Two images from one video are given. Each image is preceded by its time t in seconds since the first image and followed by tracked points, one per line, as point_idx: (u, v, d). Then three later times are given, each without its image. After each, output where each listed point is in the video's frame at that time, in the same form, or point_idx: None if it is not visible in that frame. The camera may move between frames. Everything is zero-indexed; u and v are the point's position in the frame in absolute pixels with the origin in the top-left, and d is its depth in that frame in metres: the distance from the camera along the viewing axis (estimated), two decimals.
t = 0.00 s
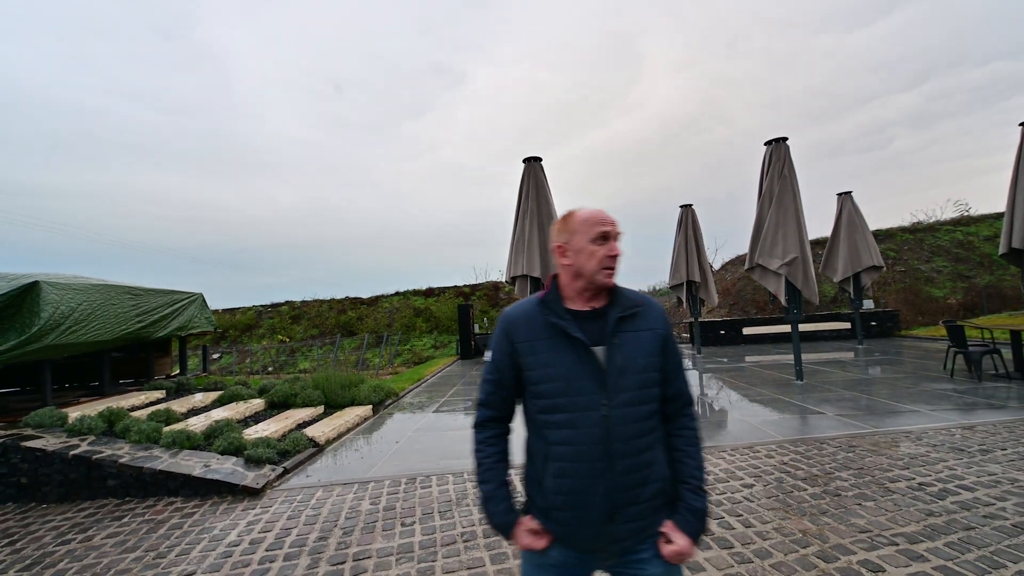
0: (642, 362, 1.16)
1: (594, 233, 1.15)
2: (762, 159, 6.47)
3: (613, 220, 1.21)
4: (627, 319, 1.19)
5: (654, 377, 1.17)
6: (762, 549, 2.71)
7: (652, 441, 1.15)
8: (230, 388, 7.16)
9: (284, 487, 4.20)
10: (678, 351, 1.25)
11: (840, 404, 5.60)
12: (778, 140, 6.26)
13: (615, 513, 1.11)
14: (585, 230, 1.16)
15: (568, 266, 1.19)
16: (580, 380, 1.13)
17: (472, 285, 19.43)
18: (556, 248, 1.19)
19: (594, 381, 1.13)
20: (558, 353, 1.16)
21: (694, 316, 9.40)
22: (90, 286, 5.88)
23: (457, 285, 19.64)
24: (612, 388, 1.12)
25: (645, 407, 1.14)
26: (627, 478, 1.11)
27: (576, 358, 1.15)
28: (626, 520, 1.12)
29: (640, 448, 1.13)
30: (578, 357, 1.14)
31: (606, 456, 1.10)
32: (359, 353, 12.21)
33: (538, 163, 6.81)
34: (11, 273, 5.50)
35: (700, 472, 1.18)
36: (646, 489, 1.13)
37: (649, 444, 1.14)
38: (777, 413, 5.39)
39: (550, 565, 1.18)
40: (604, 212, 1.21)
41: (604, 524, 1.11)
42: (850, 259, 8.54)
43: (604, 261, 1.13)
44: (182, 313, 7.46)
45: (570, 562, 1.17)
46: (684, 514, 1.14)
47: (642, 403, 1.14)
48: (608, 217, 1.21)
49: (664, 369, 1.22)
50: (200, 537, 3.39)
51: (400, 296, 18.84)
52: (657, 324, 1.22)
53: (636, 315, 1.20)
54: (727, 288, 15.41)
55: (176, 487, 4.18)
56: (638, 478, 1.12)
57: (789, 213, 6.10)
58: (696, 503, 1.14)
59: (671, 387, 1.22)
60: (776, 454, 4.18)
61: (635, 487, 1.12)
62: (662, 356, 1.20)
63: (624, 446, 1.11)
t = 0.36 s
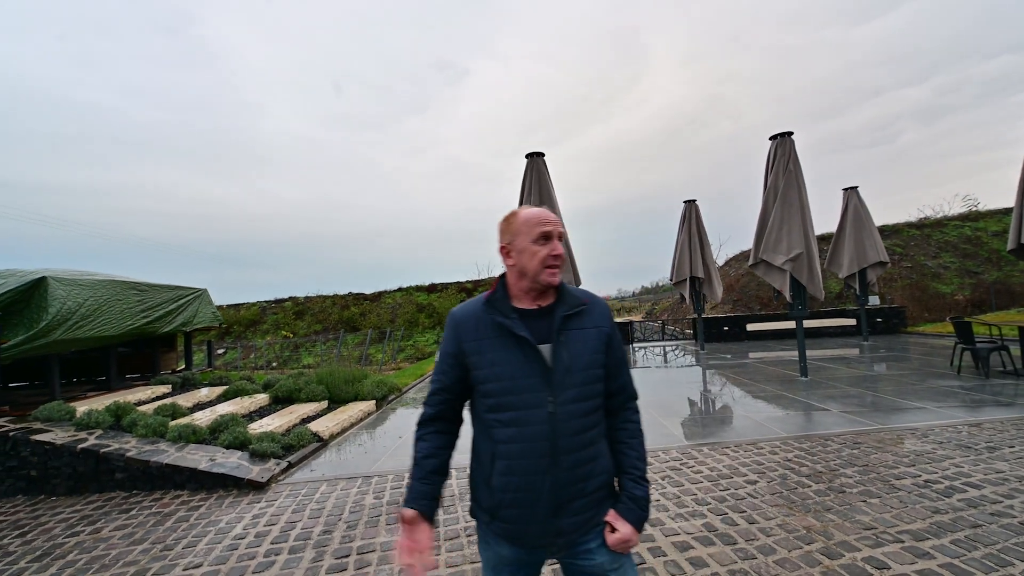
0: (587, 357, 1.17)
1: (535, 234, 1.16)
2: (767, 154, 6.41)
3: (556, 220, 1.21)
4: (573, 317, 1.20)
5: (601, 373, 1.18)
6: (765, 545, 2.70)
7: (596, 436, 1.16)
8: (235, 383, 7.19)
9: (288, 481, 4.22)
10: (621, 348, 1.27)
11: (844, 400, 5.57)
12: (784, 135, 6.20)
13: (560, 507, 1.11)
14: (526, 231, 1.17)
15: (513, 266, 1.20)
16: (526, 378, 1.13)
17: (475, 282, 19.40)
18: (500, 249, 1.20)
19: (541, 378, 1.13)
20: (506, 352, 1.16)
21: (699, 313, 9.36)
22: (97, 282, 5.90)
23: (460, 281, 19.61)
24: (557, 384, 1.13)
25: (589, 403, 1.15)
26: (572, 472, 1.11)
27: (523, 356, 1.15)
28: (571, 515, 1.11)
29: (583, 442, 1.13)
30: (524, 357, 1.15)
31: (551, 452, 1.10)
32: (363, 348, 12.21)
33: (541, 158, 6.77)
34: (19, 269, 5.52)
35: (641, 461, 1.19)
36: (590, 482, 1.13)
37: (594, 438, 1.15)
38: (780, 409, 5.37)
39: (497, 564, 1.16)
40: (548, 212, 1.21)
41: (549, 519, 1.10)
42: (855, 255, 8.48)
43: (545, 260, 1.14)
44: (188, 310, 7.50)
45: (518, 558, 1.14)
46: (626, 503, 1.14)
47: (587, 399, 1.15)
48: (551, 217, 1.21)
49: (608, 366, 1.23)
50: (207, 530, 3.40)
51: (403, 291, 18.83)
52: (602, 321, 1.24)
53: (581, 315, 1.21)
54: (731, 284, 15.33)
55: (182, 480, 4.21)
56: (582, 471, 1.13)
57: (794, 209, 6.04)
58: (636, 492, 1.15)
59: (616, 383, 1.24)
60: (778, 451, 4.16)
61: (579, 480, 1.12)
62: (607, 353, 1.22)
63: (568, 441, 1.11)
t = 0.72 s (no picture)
0: (559, 353, 1.13)
1: (488, 235, 1.14)
2: (773, 149, 6.32)
3: (513, 217, 1.18)
4: (545, 314, 1.16)
5: (574, 369, 1.14)
6: (774, 545, 2.67)
7: (570, 434, 1.11)
8: (241, 380, 7.21)
9: (294, 477, 4.22)
10: (601, 343, 1.21)
11: (853, 399, 5.50)
12: (790, 130, 6.11)
13: (532, 505, 1.08)
14: (482, 233, 1.16)
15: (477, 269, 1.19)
16: (496, 376, 1.12)
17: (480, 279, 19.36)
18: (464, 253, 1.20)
19: (511, 375, 1.12)
20: (477, 351, 1.16)
21: (705, 310, 9.30)
22: (105, 280, 5.91)
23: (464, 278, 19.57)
24: (527, 380, 1.10)
25: (562, 400, 1.11)
26: (542, 470, 1.08)
27: (494, 355, 1.14)
28: (545, 513, 1.08)
29: (555, 440, 1.10)
30: (494, 355, 1.14)
31: (520, 449, 1.08)
32: (367, 346, 12.23)
33: (545, 155, 6.71)
34: (28, 267, 5.53)
35: (624, 462, 1.11)
36: (563, 481, 1.09)
37: (567, 435, 1.11)
38: (787, 407, 5.31)
39: (480, 561, 1.16)
40: (506, 210, 1.18)
41: (520, 516, 1.08)
42: (864, 252, 8.38)
43: (499, 259, 1.12)
44: (195, 307, 7.52)
45: (497, 556, 1.13)
46: (603, 505, 1.07)
47: (559, 397, 1.11)
48: (509, 215, 1.17)
49: (586, 363, 1.19)
50: (214, 525, 3.40)
51: (407, 288, 18.83)
52: (579, 317, 1.20)
53: (553, 312, 1.18)
54: (737, 282, 15.23)
55: (190, 476, 4.21)
56: (554, 468, 1.09)
57: (801, 206, 5.96)
58: (615, 493, 1.07)
59: (595, 380, 1.19)
60: (785, 450, 4.11)
61: (551, 479, 1.09)
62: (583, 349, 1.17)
63: (538, 439, 1.08)
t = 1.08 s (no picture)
0: (554, 364, 1.06)
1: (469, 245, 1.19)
2: (795, 149, 6.17)
3: (489, 227, 1.15)
4: (545, 322, 1.10)
5: (570, 381, 1.05)
6: (804, 556, 2.57)
7: (564, 450, 1.05)
8: (265, 383, 7.35)
9: (316, 480, 4.26)
10: (615, 355, 1.06)
11: (884, 405, 5.30)
12: (814, 129, 5.96)
13: (519, 514, 1.09)
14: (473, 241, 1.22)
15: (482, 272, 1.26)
16: (496, 382, 1.14)
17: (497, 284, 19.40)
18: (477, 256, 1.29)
19: (508, 382, 1.12)
20: (484, 355, 1.19)
21: (726, 314, 9.12)
22: (136, 286, 6.09)
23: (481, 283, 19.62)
24: (521, 389, 1.09)
25: (556, 414, 1.05)
26: (530, 482, 1.06)
27: (497, 360, 1.16)
28: (529, 525, 1.07)
29: (544, 454, 1.05)
30: (497, 359, 1.16)
31: (508, 456, 1.09)
32: (386, 350, 12.35)
33: (561, 159, 6.68)
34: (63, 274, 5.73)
35: (625, 493, 0.97)
36: (551, 498, 1.05)
37: (557, 451, 1.05)
38: (814, 413, 5.15)
39: (492, 555, 1.22)
40: (490, 219, 1.17)
41: (510, 520, 1.10)
42: (894, 253, 8.11)
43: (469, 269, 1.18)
44: (220, 312, 7.70)
45: (502, 554, 1.18)
46: (591, 534, 0.97)
47: (551, 410, 1.05)
48: (489, 224, 1.16)
49: (595, 376, 1.07)
50: (240, 526, 3.46)
51: (425, 293, 18.97)
52: (587, 324, 1.08)
53: (560, 318, 1.10)
54: (759, 284, 14.91)
55: (217, 478, 4.30)
56: (543, 483, 1.05)
57: (825, 206, 5.81)
58: (605, 525, 0.96)
59: (607, 396, 1.06)
60: (814, 458, 3.97)
61: (539, 493, 1.06)
62: (586, 360, 1.06)
63: (525, 449, 1.06)
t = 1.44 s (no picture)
0: (563, 362, 1.04)
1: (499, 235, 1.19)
2: (825, 141, 5.98)
3: (516, 218, 1.13)
4: (563, 313, 1.08)
5: (578, 383, 1.02)
6: (830, 561, 2.50)
7: (567, 454, 1.02)
8: (287, 377, 7.51)
9: (338, 472, 4.33)
10: (630, 360, 0.98)
11: (916, 407, 5.12)
12: (844, 120, 5.76)
13: (519, 508, 1.10)
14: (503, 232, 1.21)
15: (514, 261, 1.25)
16: (511, 371, 1.17)
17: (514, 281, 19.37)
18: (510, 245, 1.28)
19: (520, 372, 1.14)
20: (508, 343, 1.23)
21: (749, 312, 8.92)
22: (165, 282, 6.28)
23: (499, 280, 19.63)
24: (530, 382, 1.10)
25: (561, 413, 1.03)
26: (531, 478, 1.07)
27: (515, 349, 1.18)
28: (527, 521, 1.08)
29: (547, 454, 1.04)
30: (516, 348, 1.18)
31: (513, 448, 1.11)
32: (405, 346, 12.46)
33: (580, 155, 6.62)
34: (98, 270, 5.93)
35: (627, 520, 0.92)
36: (549, 499, 1.05)
37: (558, 452, 1.03)
38: (840, 415, 5.01)
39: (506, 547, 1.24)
40: (517, 210, 1.15)
41: (511, 513, 1.12)
42: (927, 250, 7.81)
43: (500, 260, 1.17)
44: (244, 308, 7.89)
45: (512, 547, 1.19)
46: (589, 558, 0.95)
47: (555, 409, 1.04)
48: (516, 215, 1.14)
49: (606, 380, 1.01)
50: (265, 515, 3.54)
51: (443, 290, 19.09)
52: (603, 323, 1.02)
53: (579, 312, 1.07)
54: (784, 282, 14.55)
55: (243, 468, 4.41)
56: (543, 483, 1.05)
57: (856, 200, 5.62)
58: (601, 551, 0.94)
59: (621, 403, 0.99)
60: (841, 461, 3.86)
61: (539, 492, 1.06)
62: (597, 361, 1.01)
63: (528, 443, 1.07)
